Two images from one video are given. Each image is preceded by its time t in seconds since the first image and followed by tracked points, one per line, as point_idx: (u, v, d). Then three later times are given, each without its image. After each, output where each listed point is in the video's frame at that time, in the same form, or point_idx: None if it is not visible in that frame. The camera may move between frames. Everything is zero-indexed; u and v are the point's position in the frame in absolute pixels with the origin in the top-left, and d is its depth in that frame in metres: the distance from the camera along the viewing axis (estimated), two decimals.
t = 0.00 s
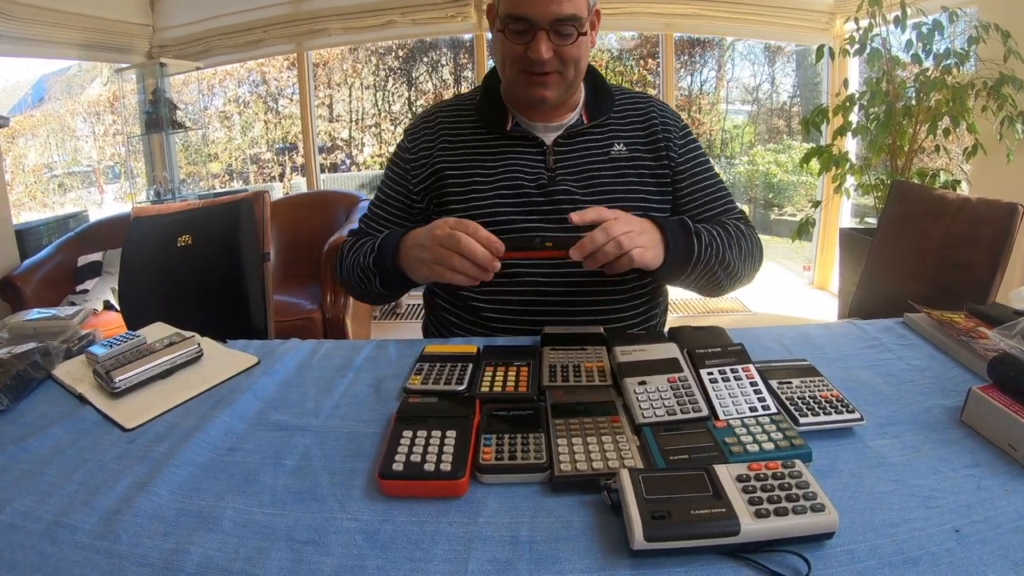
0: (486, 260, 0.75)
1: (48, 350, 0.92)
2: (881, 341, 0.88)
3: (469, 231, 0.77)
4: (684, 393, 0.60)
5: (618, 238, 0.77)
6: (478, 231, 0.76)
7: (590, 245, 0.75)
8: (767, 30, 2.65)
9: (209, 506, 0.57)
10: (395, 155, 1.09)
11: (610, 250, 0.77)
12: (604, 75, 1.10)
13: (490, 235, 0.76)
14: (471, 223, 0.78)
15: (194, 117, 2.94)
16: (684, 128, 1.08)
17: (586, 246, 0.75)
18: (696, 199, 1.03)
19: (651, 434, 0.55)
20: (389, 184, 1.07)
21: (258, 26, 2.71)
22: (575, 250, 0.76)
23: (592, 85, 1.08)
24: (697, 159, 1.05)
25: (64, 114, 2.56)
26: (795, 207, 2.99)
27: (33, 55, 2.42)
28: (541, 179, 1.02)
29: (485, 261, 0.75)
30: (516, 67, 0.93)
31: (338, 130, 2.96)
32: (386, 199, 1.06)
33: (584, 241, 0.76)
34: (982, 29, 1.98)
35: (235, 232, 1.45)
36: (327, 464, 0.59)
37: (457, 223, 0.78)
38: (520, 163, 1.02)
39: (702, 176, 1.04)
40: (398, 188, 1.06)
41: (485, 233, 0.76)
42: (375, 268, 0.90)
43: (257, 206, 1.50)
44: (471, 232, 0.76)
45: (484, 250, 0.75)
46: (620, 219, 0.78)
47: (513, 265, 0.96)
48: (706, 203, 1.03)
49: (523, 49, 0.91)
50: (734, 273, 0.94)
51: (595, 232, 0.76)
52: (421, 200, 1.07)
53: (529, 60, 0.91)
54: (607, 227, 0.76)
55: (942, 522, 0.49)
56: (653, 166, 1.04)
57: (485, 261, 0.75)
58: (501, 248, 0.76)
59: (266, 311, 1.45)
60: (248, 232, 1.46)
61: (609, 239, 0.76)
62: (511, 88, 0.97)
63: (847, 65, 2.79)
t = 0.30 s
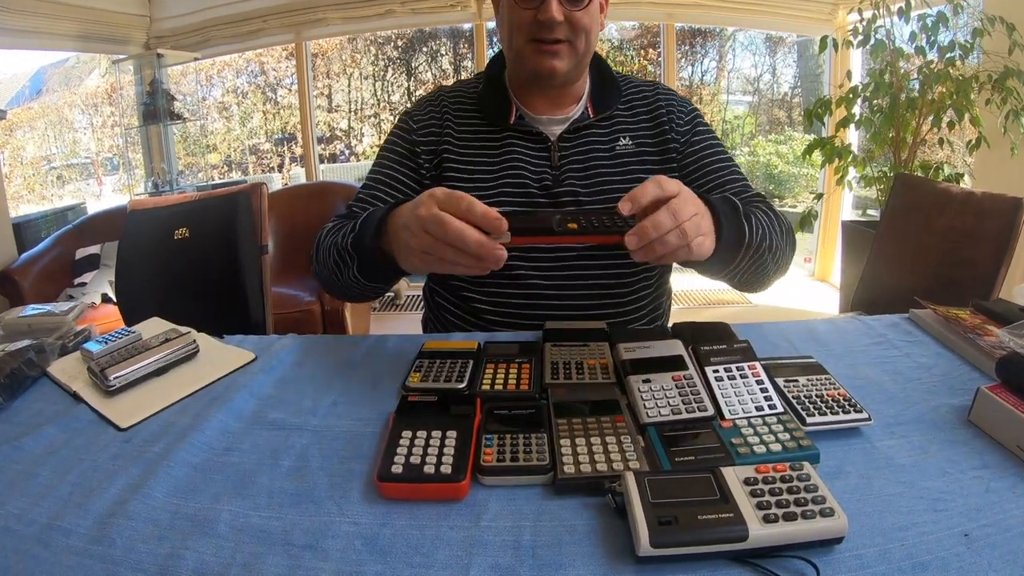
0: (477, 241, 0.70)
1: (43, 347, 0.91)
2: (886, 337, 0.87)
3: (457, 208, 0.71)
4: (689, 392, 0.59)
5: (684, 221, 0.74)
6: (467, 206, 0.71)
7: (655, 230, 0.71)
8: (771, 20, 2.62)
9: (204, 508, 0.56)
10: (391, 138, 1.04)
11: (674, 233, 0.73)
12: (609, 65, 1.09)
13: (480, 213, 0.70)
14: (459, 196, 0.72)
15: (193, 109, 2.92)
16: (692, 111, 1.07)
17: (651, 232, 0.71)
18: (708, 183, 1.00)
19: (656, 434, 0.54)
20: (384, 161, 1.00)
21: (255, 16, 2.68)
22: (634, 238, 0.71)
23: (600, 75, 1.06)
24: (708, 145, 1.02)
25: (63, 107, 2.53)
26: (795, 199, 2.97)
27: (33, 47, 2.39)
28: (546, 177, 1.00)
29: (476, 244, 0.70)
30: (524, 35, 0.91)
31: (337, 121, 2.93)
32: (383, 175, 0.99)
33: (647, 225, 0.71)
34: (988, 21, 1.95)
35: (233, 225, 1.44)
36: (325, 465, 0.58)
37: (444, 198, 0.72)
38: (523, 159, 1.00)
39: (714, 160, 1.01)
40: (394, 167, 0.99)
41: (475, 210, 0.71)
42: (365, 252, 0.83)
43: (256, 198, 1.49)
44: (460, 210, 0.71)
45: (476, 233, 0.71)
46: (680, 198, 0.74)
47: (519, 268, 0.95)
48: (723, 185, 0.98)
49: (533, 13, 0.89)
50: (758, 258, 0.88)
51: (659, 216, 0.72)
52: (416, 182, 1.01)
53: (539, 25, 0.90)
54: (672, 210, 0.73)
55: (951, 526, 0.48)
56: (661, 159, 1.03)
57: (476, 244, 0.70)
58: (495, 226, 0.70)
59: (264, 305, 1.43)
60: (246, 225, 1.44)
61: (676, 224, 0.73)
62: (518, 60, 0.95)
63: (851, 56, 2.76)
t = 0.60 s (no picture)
0: (450, 316, 0.51)
1: (23, 330, 0.88)
2: (893, 319, 0.84)
3: (426, 250, 0.51)
4: (690, 374, 0.57)
5: (776, 290, 0.59)
6: (438, 254, 0.50)
7: (746, 311, 0.55)
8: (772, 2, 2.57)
9: (179, 494, 0.53)
10: (378, 107, 0.96)
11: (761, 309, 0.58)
12: (614, 38, 1.04)
13: (457, 269, 0.50)
14: (431, 233, 0.51)
15: (187, 92, 2.88)
16: (698, 86, 1.01)
17: (743, 311, 0.55)
18: (719, 170, 0.90)
19: (654, 416, 0.52)
20: (364, 136, 0.91)
21: None
22: (723, 276, 0.55)
23: (603, 47, 1.02)
24: (718, 125, 0.94)
25: (56, 91, 2.48)
26: (795, 183, 2.93)
27: (28, 30, 2.33)
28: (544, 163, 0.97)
29: (449, 320, 0.51)
30: None
31: (332, 104, 2.86)
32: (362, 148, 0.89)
33: (740, 301, 0.55)
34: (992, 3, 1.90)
35: (221, 203, 1.39)
36: (306, 450, 0.55)
37: (409, 231, 0.52)
38: (518, 144, 0.97)
39: (727, 145, 0.91)
40: (380, 140, 0.90)
41: (450, 263, 0.50)
42: (320, 281, 0.65)
43: (245, 176, 1.43)
44: (428, 255, 0.51)
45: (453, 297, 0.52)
46: (783, 253, 0.60)
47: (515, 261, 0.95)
48: (734, 174, 0.88)
49: None
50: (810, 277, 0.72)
51: (754, 288, 0.56)
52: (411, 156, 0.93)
53: None
54: (769, 277, 0.57)
55: (966, 515, 0.45)
56: (664, 140, 0.97)
57: (450, 318, 0.51)
58: (477, 289, 0.49)
59: (254, 284, 1.38)
60: (235, 203, 1.40)
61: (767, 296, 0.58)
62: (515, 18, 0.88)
63: (852, 39, 2.71)
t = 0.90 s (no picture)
0: (410, 386, 0.39)
1: None
2: (897, 290, 0.81)
3: (388, 296, 0.40)
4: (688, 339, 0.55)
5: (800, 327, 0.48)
6: (405, 304, 0.39)
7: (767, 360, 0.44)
8: None
9: (148, 461, 0.50)
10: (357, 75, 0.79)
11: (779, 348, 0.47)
12: None
13: (428, 325, 0.38)
14: (398, 276, 0.39)
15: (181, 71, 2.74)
16: (709, 50, 0.82)
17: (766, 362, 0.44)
18: (724, 159, 0.74)
19: (651, 382, 0.50)
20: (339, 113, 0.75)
21: None
22: (750, 322, 0.43)
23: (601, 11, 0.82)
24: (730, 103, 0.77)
25: (49, 73, 2.56)
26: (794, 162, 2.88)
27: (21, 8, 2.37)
28: (536, 148, 0.80)
29: (408, 389, 0.39)
30: None
31: (327, 80, 2.59)
32: (336, 122, 0.75)
33: (761, 348, 0.44)
34: None
35: (209, 174, 1.33)
36: (285, 416, 0.53)
37: (371, 270, 0.41)
38: (508, 115, 0.79)
39: (736, 128, 0.75)
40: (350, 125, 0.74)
41: (422, 314, 0.39)
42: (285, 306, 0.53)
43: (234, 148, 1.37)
44: (391, 303, 0.40)
45: (416, 360, 0.40)
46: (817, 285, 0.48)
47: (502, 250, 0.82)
48: (739, 160, 0.72)
49: None
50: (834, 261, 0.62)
51: (778, 328, 0.45)
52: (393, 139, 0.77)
53: None
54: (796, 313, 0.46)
55: (979, 487, 0.43)
56: (666, 114, 0.80)
57: (410, 387, 0.39)
58: (453, 348, 0.38)
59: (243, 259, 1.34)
60: (224, 178, 1.33)
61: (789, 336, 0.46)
62: None
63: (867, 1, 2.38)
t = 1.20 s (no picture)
0: (366, 385, 0.38)
1: None
2: (900, 261, 0.79)
3: (337, 289, 0.39)
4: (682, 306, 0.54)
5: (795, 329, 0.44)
6: (351, 299, 0.38)
7: (756, 353, 0.41)
8: None
9: (119, 430, 0.48)
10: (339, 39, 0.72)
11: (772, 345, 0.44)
12: None
13: (374, 317, 0.37)
14: (342, 270, 0.38)
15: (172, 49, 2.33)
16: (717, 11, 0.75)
17: (754, 354, 0.41)
18: (731, 133, 0.69)
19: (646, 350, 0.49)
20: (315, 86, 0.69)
21: None
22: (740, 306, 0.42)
23: None
24: (738, 70, 0.70)
25: (40, 53, 2.23)
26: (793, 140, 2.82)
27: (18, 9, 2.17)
28: (527, 120, 0.73)
29: (365, 389, 0.38)
30: None
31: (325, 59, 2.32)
32: (317, 86, 0.69)
33: (750, 336, 0.41)
34: None
35: (196, 148, 1.25)
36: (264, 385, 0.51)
37: (318, 266, 0.40)
38: (503, 84, 0.73)
39: (745, 99, 0.69)
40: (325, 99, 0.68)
41: (366, 306, 0.37)
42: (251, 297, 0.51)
43: (222, 119, 1.26)
44: (341, 300, 0.39)
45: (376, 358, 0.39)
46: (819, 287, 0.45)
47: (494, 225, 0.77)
48: (750, 133, 0.67)
49: None
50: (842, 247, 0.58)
51: (770, 320, 0.42)
52: (372, 114, 0.71)
53: None
54: (791, 309, 0.43)
55: (985, 463, 0.42)
56: (671, 82, 0.73)
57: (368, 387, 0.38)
58: (397, 346, 0.37)
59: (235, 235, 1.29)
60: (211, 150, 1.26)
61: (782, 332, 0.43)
62: None
63: None
